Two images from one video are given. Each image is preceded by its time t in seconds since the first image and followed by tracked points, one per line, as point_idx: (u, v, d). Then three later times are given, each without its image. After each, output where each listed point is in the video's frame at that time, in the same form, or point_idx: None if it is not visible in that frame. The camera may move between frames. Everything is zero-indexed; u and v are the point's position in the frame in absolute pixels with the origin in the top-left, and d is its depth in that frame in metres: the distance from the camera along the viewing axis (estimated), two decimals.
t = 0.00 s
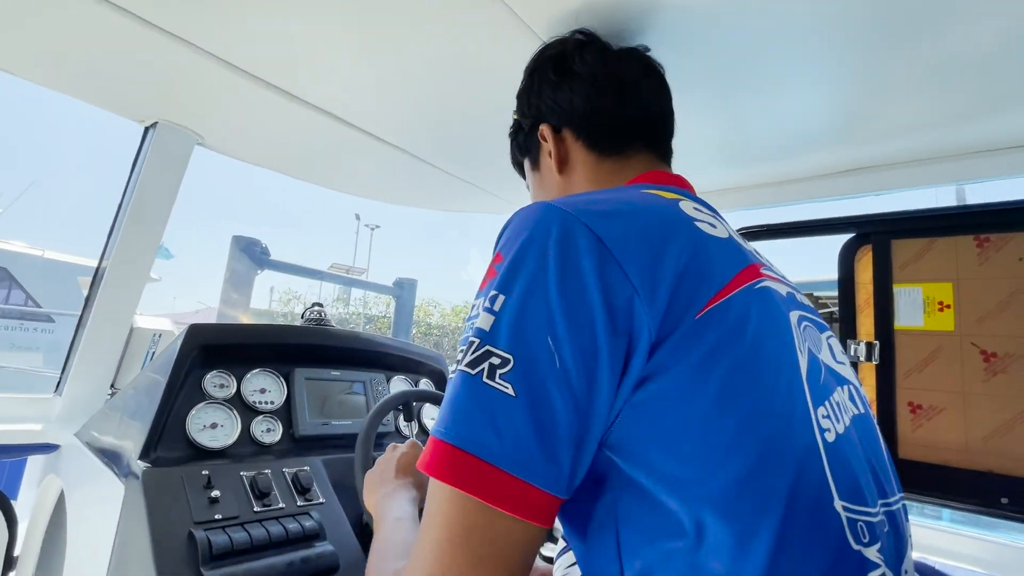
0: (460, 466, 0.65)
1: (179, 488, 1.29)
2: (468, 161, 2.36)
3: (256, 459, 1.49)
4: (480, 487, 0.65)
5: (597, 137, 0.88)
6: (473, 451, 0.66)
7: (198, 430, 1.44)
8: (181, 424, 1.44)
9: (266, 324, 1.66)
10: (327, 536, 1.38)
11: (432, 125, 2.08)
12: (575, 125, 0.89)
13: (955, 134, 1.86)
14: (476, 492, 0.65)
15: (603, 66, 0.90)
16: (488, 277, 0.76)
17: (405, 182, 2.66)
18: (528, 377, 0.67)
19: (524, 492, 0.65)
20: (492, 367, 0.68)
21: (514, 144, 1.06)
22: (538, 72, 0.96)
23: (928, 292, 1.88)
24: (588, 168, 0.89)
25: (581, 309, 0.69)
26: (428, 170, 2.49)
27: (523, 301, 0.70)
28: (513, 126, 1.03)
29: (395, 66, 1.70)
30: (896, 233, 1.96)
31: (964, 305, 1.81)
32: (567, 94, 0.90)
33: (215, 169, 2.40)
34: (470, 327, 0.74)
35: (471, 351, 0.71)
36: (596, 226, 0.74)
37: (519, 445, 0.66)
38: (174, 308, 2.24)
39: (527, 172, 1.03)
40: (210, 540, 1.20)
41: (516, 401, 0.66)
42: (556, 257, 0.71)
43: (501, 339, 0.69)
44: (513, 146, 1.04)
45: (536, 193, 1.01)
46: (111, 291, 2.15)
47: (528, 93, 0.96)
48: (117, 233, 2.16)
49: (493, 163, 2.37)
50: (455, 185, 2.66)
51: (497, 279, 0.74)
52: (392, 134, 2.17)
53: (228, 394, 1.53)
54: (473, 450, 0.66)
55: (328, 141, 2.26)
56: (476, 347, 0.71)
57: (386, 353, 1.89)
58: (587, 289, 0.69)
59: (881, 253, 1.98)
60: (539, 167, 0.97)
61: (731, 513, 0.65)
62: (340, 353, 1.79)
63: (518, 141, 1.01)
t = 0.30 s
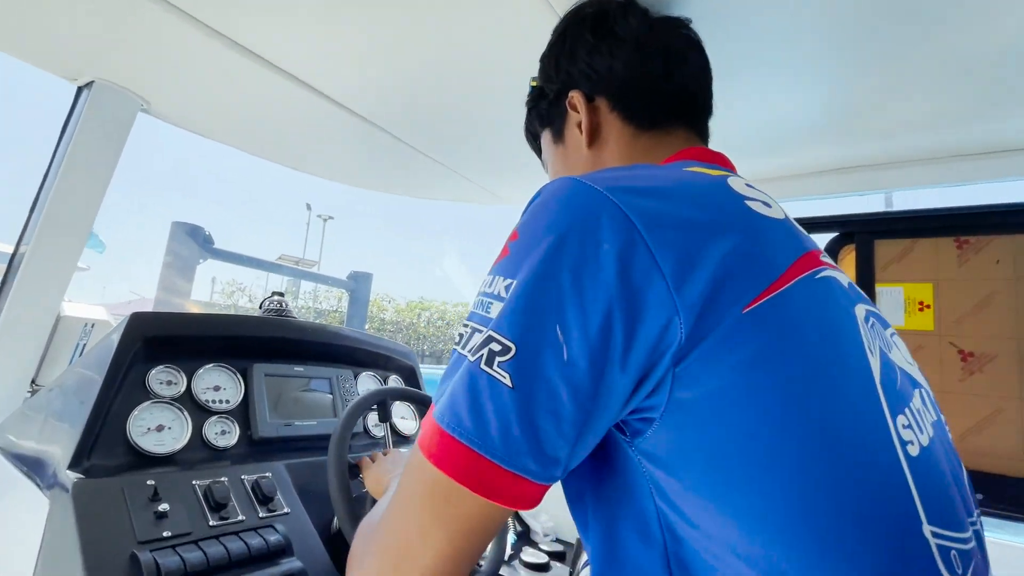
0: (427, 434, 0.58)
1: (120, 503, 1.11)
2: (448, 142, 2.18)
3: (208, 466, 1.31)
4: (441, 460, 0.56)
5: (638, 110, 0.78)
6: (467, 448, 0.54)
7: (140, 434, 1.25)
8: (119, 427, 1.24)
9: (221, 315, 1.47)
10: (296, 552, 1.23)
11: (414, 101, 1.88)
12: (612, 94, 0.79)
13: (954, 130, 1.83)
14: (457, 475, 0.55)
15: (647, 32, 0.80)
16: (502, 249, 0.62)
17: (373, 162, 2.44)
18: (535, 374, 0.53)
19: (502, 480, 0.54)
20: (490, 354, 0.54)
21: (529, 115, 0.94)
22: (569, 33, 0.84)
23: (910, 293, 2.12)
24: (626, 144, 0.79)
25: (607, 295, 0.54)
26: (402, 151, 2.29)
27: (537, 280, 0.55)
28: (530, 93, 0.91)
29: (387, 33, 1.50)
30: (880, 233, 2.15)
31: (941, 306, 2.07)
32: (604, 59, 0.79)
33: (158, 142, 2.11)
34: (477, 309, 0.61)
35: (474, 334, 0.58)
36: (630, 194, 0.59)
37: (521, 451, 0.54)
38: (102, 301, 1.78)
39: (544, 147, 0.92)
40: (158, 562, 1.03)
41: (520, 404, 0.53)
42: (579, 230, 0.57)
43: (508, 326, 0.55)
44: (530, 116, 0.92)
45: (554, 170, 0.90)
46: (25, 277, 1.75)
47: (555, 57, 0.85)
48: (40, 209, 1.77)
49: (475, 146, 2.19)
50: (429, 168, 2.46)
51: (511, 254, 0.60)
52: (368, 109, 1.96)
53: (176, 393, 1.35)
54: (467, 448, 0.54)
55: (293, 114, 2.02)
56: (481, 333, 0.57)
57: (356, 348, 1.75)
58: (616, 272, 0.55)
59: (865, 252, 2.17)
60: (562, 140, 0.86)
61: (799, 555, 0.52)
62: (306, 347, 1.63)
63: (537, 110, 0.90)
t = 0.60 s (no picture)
0: (523, 405, 0.54)
1: (88, 524, 0.96)
2: (442, 131, 1.92)
3: (180, 475, 1.17)
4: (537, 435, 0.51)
5: (717, 97, 0.75)
6: (589, 443, 0.49)
7: (102, 440, 1.09)
8: (76, 433, 1.08)
9: (193, 308, 1.30)
10: (289, 568, 1.12)
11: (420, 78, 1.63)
12: (691, 78, 0.76)
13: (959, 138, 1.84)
14: (561, 457, 0.50)
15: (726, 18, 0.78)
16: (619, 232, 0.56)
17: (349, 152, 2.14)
18: (677, 376, 0.48)
19: (593, 464, 0.48)
20: (623, 351, 0.49)
21: (579, 96, 0.90)
22: (641, 12, 0.81)
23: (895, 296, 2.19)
24: (701, 131, 0.76)
25: (756, 292, 0.50)
26: (390, 138, 2.01)
27: (681, 274, 0.50)
28: (586, 71, 0.87)
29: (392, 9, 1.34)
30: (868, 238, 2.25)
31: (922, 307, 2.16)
32: (684, 41, 0.76)
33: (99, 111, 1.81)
34: (589, 295, 0.54)
35: (589, 324, 0.52)
36: (771, 182, 0.54)
37: (654, 457, 0.49)
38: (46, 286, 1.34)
39: (596, 130, 0.87)
40: None
41: (660, 408, 0.48)
42: (723, 220, 0.52)
43: (648, 322, 0.49)
44: (583, 96, 0.88)
45: (609, 155, 0.86)
46: None
47: (625, 35, 0.81)
48: None
49: (475, 136, 1.95)
50: (414, 158, 2.19)
51: (635, 239, 0.54)
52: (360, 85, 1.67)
53: (142, 393, 1.19)
54: (590, 445, 0.48)
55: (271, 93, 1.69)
56: (603, 323, 0.51)
57: (336, 344, 1.62)
58: (768, 268, 0.50)
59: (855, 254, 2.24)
60: (624, 122, 0.82)
61: (921, 554, 0.53)
62: (284, 343, 1.49)
63: (595, 89, 0.85)
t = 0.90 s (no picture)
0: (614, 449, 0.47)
1: (26, 549, 0.87)
2: (419, 113, 1.79)
3: (130, 487, 1.07)
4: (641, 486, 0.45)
5: (755, 86, 0.83)
6: (708, 491, 0.43)
7: (37, 450, 0.98)
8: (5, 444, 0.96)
9: (143, 304, 1.18)
10: None
11: (394, 55, 1.49)
12: (732, 66, 0.84)
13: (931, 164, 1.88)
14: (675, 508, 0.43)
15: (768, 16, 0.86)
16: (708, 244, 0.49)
17: (312, 134, 1.94)
18: (803, 412, 0.43)
19: (694, 500, 0.43)
20: (741, 385, 0.43)
21: (613, 75, 0.97)
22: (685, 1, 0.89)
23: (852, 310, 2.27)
24: (738, 117, 0.83)
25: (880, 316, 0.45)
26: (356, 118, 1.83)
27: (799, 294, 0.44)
28: (624, 51, 0.94)
29: None
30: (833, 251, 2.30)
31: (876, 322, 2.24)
32: (729, 30, 0.84)
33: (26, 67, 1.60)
34: (683, 319, 0.48)
35: (690, 351, 0.46)
36: (881, 188, 0.49)
37: (776, 500, 0.43)
38: None
39: (628, 108, 0.94)
40: None
41: (788, 448, 0.43)
42: (841, 231, 0.46)
43: (768, 351, 0.43)
44: (619, 75, 0.95)
45: (640, 134, 0.92)
46: None
47: (669, 20, 0.89)
48: None
49: (453, 119, 1.82)
50: (385, 144, 2.02)
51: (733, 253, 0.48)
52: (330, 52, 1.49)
53: (81, 396, 1.08)
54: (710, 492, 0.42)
55: (222, 52, 1.49)
56: (709, 353, 0.45)
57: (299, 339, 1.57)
58: (896, 293, 0.45)
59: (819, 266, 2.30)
60: (661, 105, 0.88)
61: None
62: (244, 339, 1.42)
63: (631, 68, 0.92)
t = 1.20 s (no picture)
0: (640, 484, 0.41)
1: None
2: (375, 94, 1.67)
3: (31, 510, 0.94)
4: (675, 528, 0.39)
5: (758, 70, 0.81)
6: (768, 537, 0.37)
7: None
8: None
9: (49, 299, 1.05)
10: None
11: (347, 30, 1.37)
12: (736, 47, 0.82)
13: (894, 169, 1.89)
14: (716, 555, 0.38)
15: None
16: (760, 248, 0.43)
17: (255, 111, 1.77)
18: (879, 447, 0.37)
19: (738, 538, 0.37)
20: (810, 416, 0.37)
21: (604, 49, 0.94)
22: None
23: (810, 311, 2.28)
24: (740, 102, 0.81)
25: (954, 337, 0.40)
26: (304, 95, 1.68)
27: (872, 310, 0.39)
28: (621, 23, 0.91)
29: None
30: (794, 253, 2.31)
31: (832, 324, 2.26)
32: (734, 9, 0.83)
33: None
34: (730, 333, 0.41)
35: (741, 372, 0.40)
36: (950, 193, 0.44)
37: (844, 544, 0.38)
38: None
39: (622, 86, 0.91)
40: None
41: (863, 488, 0.37)
42: (913, 239, 0.41)
43: (839, 376, 0.38)
44: (613, 50, 0.92)
45: (634, 113, 0.89)
46: None
47: None
48: None
49: (411, 102, 1.71)
50: (337, 125, 1.87)
51: (791, 259, 0.42)
52: (273, 21, 1.34)
53: None
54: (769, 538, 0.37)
55: (149, 15, 1.32)
56: (764, 374, 0.39)
57: (237, 336, 1.45)
58: (970, 313, 0.40)
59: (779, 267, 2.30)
60: (660, 86, 0.86)
61: None
62: (172, 335, 1.29)
63: (627, 43, 0.90)
